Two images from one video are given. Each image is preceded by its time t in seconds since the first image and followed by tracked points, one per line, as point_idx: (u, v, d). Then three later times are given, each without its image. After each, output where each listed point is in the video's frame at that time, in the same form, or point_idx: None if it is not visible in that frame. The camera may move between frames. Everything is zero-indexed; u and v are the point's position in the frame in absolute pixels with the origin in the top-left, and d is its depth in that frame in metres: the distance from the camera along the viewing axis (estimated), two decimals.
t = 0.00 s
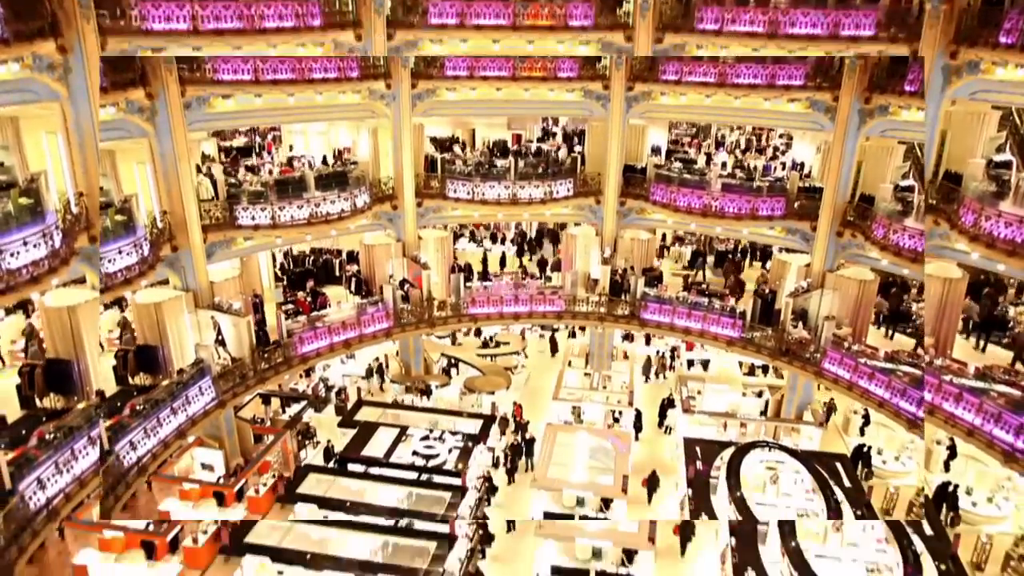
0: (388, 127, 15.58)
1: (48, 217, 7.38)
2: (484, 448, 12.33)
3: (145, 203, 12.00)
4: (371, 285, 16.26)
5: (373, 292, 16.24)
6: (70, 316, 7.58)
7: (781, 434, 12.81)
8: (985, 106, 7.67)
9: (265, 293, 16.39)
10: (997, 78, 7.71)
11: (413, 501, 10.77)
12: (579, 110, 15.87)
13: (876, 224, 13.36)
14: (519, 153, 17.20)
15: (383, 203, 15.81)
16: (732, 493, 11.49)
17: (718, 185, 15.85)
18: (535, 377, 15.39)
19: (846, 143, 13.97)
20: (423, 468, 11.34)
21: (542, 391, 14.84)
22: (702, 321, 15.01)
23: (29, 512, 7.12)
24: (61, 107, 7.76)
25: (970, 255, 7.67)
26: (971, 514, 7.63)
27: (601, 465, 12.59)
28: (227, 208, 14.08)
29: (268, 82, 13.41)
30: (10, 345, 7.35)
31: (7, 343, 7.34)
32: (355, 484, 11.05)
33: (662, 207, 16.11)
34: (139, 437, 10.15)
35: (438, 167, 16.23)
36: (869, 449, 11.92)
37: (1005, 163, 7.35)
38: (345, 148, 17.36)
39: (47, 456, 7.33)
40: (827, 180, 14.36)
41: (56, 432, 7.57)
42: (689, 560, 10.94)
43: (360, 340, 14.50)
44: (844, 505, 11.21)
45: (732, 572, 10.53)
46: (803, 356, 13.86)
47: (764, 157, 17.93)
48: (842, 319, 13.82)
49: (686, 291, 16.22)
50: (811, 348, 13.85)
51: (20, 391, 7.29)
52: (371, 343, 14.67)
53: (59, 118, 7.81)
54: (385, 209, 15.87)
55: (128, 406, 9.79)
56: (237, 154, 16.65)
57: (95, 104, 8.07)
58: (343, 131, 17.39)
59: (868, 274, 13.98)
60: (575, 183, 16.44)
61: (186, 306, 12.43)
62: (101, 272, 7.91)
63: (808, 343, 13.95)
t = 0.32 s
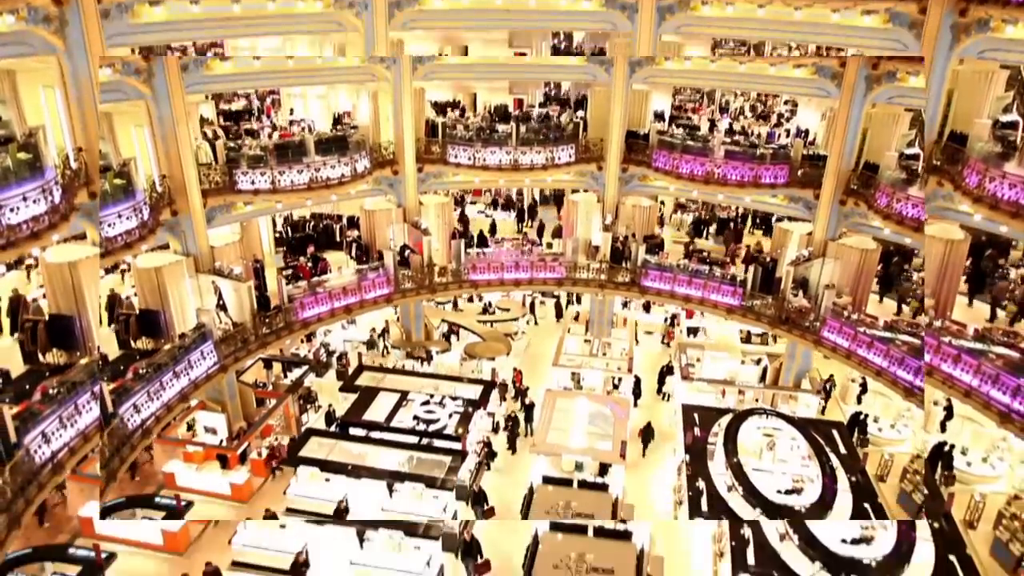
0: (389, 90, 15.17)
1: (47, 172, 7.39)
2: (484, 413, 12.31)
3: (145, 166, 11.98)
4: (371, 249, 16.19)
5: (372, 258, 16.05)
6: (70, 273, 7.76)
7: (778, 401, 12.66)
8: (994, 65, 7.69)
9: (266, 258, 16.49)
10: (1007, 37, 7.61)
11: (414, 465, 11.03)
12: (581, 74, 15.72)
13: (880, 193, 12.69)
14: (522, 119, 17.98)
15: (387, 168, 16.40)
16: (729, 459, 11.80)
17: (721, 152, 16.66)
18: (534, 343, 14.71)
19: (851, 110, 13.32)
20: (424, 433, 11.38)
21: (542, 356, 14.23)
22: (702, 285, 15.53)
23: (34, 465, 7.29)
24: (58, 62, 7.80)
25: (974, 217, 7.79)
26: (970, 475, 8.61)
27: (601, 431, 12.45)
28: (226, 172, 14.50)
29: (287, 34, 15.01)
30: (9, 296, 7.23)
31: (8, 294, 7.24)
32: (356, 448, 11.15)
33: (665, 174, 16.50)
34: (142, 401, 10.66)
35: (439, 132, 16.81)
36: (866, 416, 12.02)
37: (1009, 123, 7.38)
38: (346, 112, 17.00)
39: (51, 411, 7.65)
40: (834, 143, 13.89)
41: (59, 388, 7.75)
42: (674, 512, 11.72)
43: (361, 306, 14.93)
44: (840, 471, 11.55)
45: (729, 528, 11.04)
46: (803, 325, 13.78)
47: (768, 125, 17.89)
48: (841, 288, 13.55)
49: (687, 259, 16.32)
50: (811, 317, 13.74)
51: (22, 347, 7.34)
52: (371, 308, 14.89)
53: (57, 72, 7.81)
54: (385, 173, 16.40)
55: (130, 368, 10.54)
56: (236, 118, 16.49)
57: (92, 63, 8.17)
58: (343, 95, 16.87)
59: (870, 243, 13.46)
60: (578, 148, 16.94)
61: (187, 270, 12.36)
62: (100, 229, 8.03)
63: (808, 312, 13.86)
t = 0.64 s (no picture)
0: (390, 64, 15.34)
1: (49, 137, 7.36)
2: (485, 386, 12.42)
3: (145, 138, 12.03)
4: (374, 223, 16.57)
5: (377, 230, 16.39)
6: (73, 238, 7.73)
7: (778, 377, 12.97)
8: (1007, 33, 7.45)
9: (268, 232, 16.52)
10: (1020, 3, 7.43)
11: (416, 437, 11.11)
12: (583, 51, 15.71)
13: (887, 169, 12.75)
14: (524, 89, 16.89)
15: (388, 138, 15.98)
16: (729, 434, 11.55)
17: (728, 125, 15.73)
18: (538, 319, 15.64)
19: (858, 90, 13.16)
20: (426, 405, 11.51)
21: (543, 332, 14.96)
22: (705, 261, 15.21)
23: (42, 428, 7.17)
24: (56, 25, 7.92)
25: (980, 187, 7.60)
26: (965, 445, 7.77)
27: (601, 405, 12.39)
28: (228, 144, 13.98)
29: None
30: (2, 270, 7.07)
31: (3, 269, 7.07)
32: (359, 420, 11.42)
33: (669, 147, 16.24)
34: (148, 370, 10.32)
35: (441, 103, 16.22)
36: (866, 393, 11.92)
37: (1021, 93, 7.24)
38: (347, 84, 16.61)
39: (57, 375, 7.47)
40: (837, 125, 14.13)
41: (66, 352, 7.54)
42: (673, 484, 11.74)
43: (363, 279, 14.55)
44: (837, 447, 11.41)
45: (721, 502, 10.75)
46: (805, 302, 13.85)
47: (773, 98, 17.76)
48: (845, 265, 13.82)
49: (690, 234, 16.25)
50: (813, 293, 13.82)
51: (28, 312, 7.14)
52: (373, 282, 14.66)
53: (54, 33, 7.87)
54: (388, 146, 16.07)
55: (136, 339, 10.13)
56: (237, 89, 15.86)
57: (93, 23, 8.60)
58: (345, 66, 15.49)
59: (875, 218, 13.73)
60: (582, 121, 16.64)
61: (189, 244, 12.66)
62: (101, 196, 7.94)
63: (810, 289, 13.90)
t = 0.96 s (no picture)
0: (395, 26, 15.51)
1: (49, 96, 7.29)
2: (488, 352, 12.35)
3: (145, 104, 12.04)
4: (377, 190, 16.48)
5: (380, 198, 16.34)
6: (76, 196, 7.91)
7: (781, 346, 12.86)
8: None
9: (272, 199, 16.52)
10: None
11: (421, 403, 11.14)
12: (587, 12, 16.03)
13: (896, 138, 12.58)
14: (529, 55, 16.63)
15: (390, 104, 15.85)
16: (730, 402, 11.45)
17: (734, 92, 15.44)
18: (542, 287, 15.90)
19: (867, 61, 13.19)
20: (430, 372, 11.42)
21: (547, 301, 15.30)
22: (710, 229, 14.87)
23: (50, 386, 7.11)
24: None
25: (988, 149, 7.51)
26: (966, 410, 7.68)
27: (603, 371, 12.28)
28: (229, 110, 13.83)
29: None
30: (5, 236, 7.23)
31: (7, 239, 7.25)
32: (363, 386, 11.35)
33: (675, 114, 16.07)
34: (154, 337, 10.34)
35: (444, 69, 15.97)
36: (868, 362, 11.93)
37: None
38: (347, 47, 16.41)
39: (64, 333, 7.34)
40: (845, 92, 13.89)
41: (71, 311, 7.43)
42: (676, 452, 12.02)
43: (367, 247, 14.46)
44: (839, 414, 11.25)
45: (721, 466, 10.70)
46: (809, 270, 13.68)
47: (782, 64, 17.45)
48: (850, 234, 13.68)
49: (695, 202, 16.13)
50: (818, 262, 13.67)
51: (35, 270, 7.10)
52: (377, 250, 14.66)
53: None
54: (391, 112, 15.99)
55: (141, 307, 10.20)
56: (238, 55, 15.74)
57: None
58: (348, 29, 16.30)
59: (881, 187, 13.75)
60: (587, 87, 16.30)
61: (193, 211, 12.61)
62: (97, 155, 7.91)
63: (815, 257, 13.73)
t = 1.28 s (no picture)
0: None
1: (49, 56, 7.26)
2: (491, 324, 12.51)
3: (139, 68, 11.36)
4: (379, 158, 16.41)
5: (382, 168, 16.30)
6: (81, 157, 7.70)
7: (783, 318, 13.04)
8: None
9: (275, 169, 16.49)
10: None
11: (424, 372, 11.20)
12: None
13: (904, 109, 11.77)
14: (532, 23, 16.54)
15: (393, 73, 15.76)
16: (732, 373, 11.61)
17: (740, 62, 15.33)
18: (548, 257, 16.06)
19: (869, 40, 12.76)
20: (433, 343, 11.64)
21: (551, 271, 15.20)
22: (713, 202, 15.09)
23: (56, 347, 7.28)
24: None
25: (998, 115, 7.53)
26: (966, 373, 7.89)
27: (606, 343, 12.13)
28: (231, 79, 13.64)
29: None
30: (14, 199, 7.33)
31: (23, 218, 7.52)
32: (367, 355, 11.43)
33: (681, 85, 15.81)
34: (159, 307, 10.36)
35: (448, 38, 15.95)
36: (871, 335, 11.97)
37: None
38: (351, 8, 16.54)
39: (70, 296, 7.41)
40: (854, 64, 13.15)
41: (77, 275, 7.43)
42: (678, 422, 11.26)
43: (369, 217, 14.43)
44: (839, 387, 11.41)
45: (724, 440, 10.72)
46: (814, 244, 13.68)
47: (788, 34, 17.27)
48: (856, 207, 13.40)
49: (699, 174, 16.08)
50: (823, 236, 13.66)
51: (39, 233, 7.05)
52: (380, 221, 14.61)
53: None
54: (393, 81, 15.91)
55: (144, 277, 10.16)
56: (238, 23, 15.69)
57: None
58: None
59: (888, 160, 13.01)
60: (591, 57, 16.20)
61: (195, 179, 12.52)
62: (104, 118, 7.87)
63: (820, 231, 13.83)
